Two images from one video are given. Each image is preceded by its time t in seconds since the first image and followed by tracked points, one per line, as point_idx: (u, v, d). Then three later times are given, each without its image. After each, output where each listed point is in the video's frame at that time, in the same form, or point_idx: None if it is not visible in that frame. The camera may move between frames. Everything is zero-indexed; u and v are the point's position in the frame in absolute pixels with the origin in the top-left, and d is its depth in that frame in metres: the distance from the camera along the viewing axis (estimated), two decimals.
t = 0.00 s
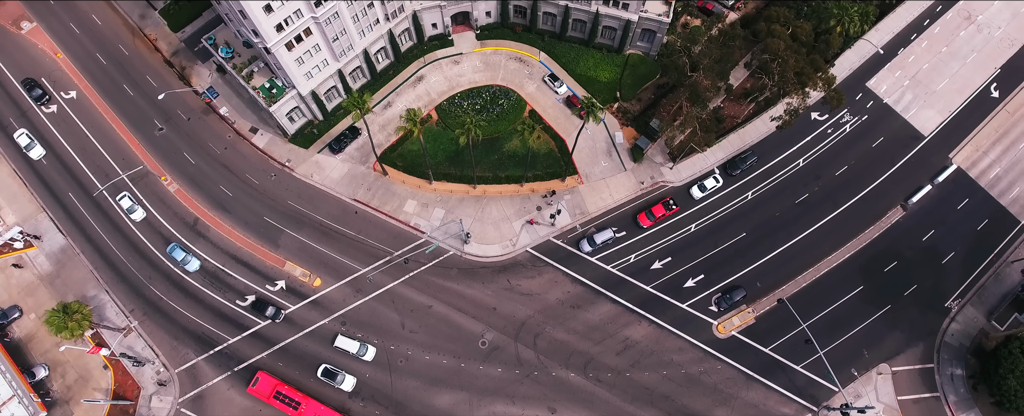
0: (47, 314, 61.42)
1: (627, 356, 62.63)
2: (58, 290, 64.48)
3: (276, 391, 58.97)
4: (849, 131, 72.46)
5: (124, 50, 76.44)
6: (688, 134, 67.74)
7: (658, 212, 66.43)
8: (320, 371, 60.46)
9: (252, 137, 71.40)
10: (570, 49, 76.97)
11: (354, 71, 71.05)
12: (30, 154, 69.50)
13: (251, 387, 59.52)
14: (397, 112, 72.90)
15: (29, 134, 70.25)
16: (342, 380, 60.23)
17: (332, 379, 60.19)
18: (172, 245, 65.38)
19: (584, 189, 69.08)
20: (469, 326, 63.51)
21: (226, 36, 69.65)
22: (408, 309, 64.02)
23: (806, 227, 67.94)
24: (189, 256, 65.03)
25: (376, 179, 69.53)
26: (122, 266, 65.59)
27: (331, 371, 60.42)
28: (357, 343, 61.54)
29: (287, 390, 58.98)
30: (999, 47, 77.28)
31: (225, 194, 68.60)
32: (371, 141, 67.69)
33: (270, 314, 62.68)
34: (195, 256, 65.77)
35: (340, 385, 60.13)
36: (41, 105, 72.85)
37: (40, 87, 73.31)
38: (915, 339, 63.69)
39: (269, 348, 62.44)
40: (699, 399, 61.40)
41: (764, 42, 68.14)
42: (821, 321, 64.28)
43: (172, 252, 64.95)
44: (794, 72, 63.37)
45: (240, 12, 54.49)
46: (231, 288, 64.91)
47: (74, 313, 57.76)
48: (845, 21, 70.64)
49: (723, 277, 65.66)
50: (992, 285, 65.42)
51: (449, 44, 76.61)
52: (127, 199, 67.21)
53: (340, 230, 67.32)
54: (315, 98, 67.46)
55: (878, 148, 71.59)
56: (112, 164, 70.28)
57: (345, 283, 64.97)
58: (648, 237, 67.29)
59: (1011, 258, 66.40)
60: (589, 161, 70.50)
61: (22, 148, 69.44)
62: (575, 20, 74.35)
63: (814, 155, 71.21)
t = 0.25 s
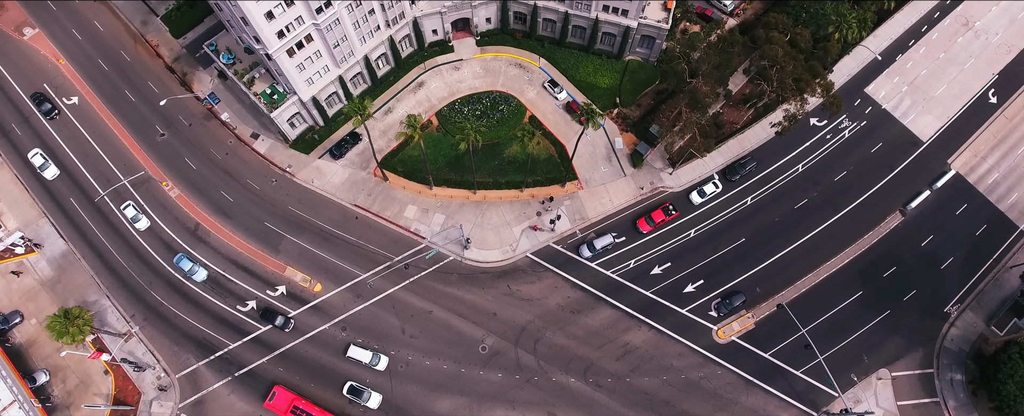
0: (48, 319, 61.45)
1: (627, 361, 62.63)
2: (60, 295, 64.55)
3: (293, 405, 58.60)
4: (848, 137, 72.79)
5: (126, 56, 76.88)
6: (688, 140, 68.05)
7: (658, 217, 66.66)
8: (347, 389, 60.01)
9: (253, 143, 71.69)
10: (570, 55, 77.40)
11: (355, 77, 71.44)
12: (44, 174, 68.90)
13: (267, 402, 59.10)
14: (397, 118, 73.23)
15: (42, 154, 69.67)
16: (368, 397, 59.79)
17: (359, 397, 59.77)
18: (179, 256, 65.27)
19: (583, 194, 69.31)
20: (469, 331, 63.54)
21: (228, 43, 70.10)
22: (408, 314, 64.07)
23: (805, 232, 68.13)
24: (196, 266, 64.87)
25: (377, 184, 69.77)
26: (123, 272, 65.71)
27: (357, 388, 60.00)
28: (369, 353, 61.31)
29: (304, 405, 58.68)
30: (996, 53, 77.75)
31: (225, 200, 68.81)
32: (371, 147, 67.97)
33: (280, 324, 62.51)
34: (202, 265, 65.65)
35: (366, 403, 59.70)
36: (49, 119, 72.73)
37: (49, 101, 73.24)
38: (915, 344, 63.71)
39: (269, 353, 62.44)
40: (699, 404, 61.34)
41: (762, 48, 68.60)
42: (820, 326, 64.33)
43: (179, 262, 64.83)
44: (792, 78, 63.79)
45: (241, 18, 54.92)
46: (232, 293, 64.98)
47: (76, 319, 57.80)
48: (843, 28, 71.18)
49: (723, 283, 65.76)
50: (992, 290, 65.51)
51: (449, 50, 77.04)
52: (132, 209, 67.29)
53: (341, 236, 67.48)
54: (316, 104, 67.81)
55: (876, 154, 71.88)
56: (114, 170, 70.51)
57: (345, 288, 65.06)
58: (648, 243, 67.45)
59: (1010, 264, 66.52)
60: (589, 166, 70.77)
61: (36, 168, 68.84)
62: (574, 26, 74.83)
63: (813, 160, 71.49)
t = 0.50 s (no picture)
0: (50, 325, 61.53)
1: (627, 367, 62.61)
2: (61, 301, 64.64)
3: None
4: (847, 143, 73.05)
5: (128, 62, 77.31)
6: (687, 146, 68.32)
7: (657, 222, 66.85)
8: (374, 407, 59.62)
9: (254, 149, 71.99)
10: (570, 62, 77.80)
11: (356, 83, 71.82)
12: (58, 194, 68.45)
13: None
14: (398, 124, 73.55)
15: (57, 175, 69.36)
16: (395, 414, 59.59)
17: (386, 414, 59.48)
18: (186, 266, 65.00)
19: (583, 200, 69.51)
20: (469, 337, 63.57)
21: (230, 49, 70.51)
22: (408, 320, 64.13)
23: (805, 237, 68.27)
24: (204, 277, 64.73)
25: (377, 190, 70.00)
26: (124, 277, 65.83)
27: (383, 406, 59.69)
28: (382, 362, 61.22)
29: None
30: (994, 59, 78.15)
31: (226, 205, 69.03)
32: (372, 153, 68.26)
33: (289, 333, 62.44)
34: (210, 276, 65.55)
35: None
36: (58, 134, 72.61)
37: (58, 116, 73.18)
38: (914, 350, 63.69)
39: (269, 359, 62.45)
40: (699, 410, 61.27)
41: (761, 54, 69.01)
42: (820, 332, 64.34)
43: (186, 273, 64.57)
44: (791, 85, 64.14)
45: (243, 25, 55.32)
46: (232, 299, 65.06)
47: (77, 324, 58.04)
48: (842, 35, 71.62)
49: (723, 288, 65.83)
50: (991, 296, 65.58)
51: (449, 57, 77.47)
52: (136, 218, 67.23)
53: (341, 241, 67.64)
54: (317, 110, 68.13)
55: (875, 160, 72.13)
56: (116, 176, 70.78)
57: (346, 293, 65.14)
58: (648, 248, 67.59)
59: (1009, 269, 66.61)
60: (589, 172, 71.01)
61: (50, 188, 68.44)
62: (574, 33, 75.30)
63: (812, 166, 71.74)
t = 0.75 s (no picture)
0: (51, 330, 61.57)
1: (627, 373, 62.59)
2: (62, 306, 64.70)
3: None
4: (846, 148, 73.34)
5: (130, 69, 77.73)
6: (686, 152, 68.60)
7: (657, 228, 67.05)
8: None
9: (255, 155, 72.25)
10: (570, 68, 78.23)
11: (357, 90, 72.20)
12: (72, 214, 68.08)
13: None
14: (398, 130, 73.87)
15: (71, 195, 68.99)
16: None
17: None
18: (194, 277, 65.07)
19: (583, 206, 69.70)
20: (469, 343, 63.59)
21: (231, 56, 70.91)
22: (408, 325, 64.17)
23: (804, 243, 68.42)
24: (213, 288, 64.69)
25: (378, 196, 70.22)
26: (125, 283, 65.91)
27: None
28: (396, 372, 61.17)
29: None
30: (992, 65, 78.61)
31: (227, 211, 69.22)
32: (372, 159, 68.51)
33: (299, 343, 62.26)
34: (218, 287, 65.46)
35: None
36: (66, 148, 72.55)
37: (67, 130, 73.09)
38: (914, 355, 63.70)
39: (269, 364, 62.43)
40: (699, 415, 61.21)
41: (759, 61, 69.42)
42: (819, 337, 64.38)
43: (195, 284, 64.63)
44: (789, 91, 64.53)
45: (245, 32, 55.72)
46: (232, 304, 65.12)
47: (79, 329, 58.07)
48: (840, 41, 72.09)
49: (722, 294, 65.92)
50: (990, 301, 65.67)
51: (449, 63, 77.87)
52: (142, 228, 67.26)
53: (341, 247, 67.77)
54: (318, 116, 68.46)
55: (874, 165, 72.41)
56: (117, 181, 71.02)
57: (346, 299, 65.21)
58: (647, 254, 67.73)
59: (1008, 275, 66.71)
60: (589, 178, 71.25)
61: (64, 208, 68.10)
62: (574, 39, 75.77)
63: (812, 171, 72.01)
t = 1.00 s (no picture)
0: (52, 336, 61.64)
1: (627, 378, 62.57)
2: (63, 312, 64.78)
3: None
4: (845, 154, 73.61)
5: (132, 75, 78.17)
6: (686, 158, 68.84)
7: (657, 234, 67.24)
8: None
9: (256, 161, 72.52)
10: (570, 74, 78.64)
11: (357, 96, 72.59)
12: (88, 234, 67.78)
13: None
14: (399, 136, 74.18)
15: (86, 215, 68.71)
16: None
17: None
18: (202, 288, 65.02)
19: (583, 211, 69.89)
20: (469, 348, 63.61)
21: (233, 62, 71.27)
22: (408, 330, 64.22)
23: (803, 248, 68.55)
24: (220, 299, 64.65)
25: (378, 201, 70.45)
26: (126, 288, 66.01)
27: None
28: (410, 383, 61.04)
29: None
30: (990, 71, 78.99)
31: (228, 217, 69.44)
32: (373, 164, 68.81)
33: (309, 353, 62.25)
34: (228, 297, 65.41)
35: None
36: (74, 162, 72.40)
37: (75, 144, 72.94)
38: (913, 361, 63.68)
39: (270, 370, 62.46)
40: None
41: (759, 67, 69.70)
42: (819, 343, 64.38)
43: (202, 295, 64.58)
44: (788, 97, 64.86)
45: (247, 39, 56.12)
46: (233, 310, 65.22)
47: (79, 335, 58.28)
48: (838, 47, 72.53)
49: (722, 299, 65.98)
50: (989, 306, 65.71)
51: (450, 69, 78.31)
52: (147, 239, 67.35)
53: (342, 252, 67.94)
54: (319, 122, 68.81)
55: (873, 171, 72.62)
56: (119, 187, 71.29)
57: (346, 304, 65.29)
58: (647, 259, 67.86)
59: (1007, 280, 66.78)
60: (588, 183, 71.49)
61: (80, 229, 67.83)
62: (574, 46, 76.22)
63: (811, 177, 72.22)
